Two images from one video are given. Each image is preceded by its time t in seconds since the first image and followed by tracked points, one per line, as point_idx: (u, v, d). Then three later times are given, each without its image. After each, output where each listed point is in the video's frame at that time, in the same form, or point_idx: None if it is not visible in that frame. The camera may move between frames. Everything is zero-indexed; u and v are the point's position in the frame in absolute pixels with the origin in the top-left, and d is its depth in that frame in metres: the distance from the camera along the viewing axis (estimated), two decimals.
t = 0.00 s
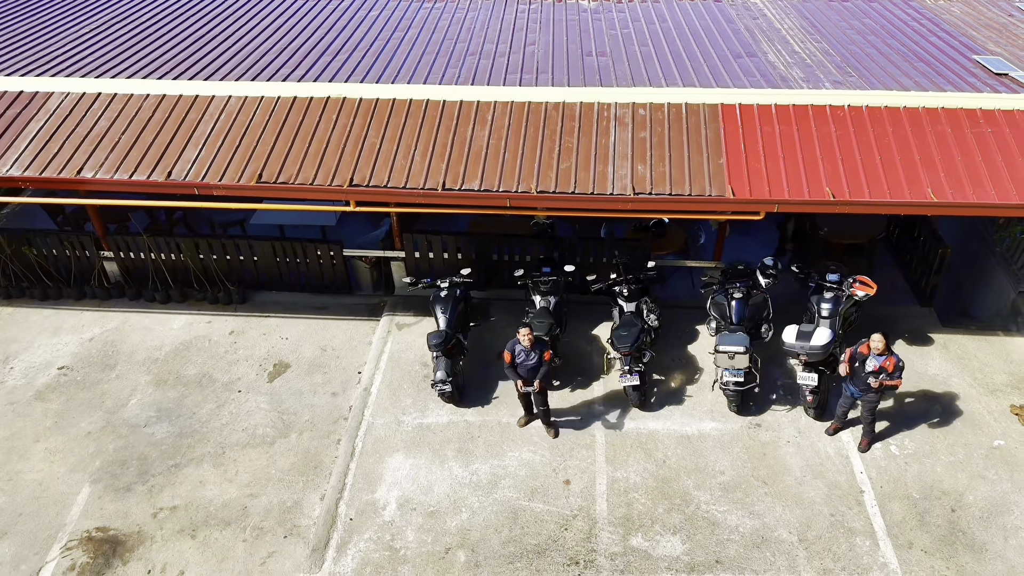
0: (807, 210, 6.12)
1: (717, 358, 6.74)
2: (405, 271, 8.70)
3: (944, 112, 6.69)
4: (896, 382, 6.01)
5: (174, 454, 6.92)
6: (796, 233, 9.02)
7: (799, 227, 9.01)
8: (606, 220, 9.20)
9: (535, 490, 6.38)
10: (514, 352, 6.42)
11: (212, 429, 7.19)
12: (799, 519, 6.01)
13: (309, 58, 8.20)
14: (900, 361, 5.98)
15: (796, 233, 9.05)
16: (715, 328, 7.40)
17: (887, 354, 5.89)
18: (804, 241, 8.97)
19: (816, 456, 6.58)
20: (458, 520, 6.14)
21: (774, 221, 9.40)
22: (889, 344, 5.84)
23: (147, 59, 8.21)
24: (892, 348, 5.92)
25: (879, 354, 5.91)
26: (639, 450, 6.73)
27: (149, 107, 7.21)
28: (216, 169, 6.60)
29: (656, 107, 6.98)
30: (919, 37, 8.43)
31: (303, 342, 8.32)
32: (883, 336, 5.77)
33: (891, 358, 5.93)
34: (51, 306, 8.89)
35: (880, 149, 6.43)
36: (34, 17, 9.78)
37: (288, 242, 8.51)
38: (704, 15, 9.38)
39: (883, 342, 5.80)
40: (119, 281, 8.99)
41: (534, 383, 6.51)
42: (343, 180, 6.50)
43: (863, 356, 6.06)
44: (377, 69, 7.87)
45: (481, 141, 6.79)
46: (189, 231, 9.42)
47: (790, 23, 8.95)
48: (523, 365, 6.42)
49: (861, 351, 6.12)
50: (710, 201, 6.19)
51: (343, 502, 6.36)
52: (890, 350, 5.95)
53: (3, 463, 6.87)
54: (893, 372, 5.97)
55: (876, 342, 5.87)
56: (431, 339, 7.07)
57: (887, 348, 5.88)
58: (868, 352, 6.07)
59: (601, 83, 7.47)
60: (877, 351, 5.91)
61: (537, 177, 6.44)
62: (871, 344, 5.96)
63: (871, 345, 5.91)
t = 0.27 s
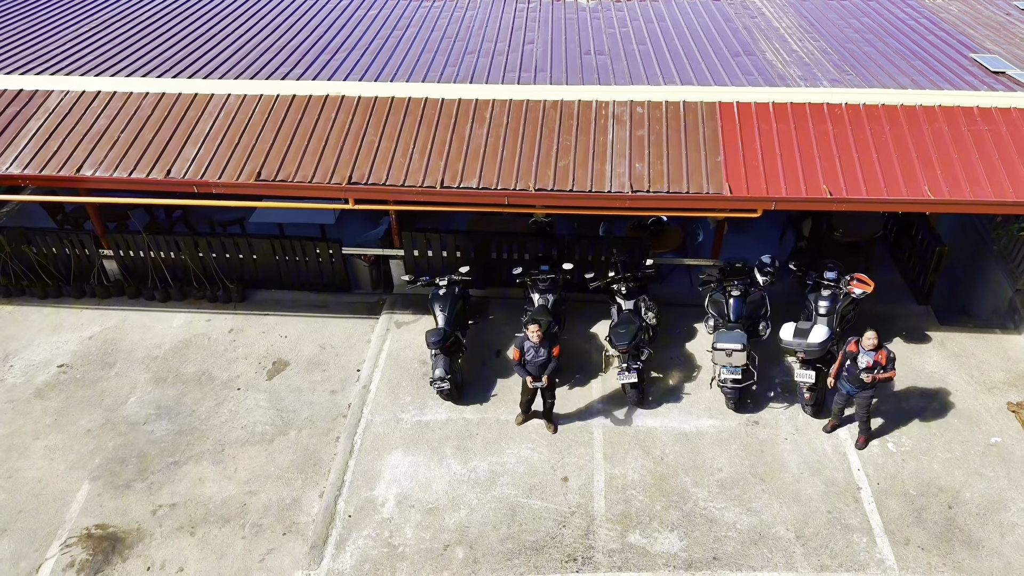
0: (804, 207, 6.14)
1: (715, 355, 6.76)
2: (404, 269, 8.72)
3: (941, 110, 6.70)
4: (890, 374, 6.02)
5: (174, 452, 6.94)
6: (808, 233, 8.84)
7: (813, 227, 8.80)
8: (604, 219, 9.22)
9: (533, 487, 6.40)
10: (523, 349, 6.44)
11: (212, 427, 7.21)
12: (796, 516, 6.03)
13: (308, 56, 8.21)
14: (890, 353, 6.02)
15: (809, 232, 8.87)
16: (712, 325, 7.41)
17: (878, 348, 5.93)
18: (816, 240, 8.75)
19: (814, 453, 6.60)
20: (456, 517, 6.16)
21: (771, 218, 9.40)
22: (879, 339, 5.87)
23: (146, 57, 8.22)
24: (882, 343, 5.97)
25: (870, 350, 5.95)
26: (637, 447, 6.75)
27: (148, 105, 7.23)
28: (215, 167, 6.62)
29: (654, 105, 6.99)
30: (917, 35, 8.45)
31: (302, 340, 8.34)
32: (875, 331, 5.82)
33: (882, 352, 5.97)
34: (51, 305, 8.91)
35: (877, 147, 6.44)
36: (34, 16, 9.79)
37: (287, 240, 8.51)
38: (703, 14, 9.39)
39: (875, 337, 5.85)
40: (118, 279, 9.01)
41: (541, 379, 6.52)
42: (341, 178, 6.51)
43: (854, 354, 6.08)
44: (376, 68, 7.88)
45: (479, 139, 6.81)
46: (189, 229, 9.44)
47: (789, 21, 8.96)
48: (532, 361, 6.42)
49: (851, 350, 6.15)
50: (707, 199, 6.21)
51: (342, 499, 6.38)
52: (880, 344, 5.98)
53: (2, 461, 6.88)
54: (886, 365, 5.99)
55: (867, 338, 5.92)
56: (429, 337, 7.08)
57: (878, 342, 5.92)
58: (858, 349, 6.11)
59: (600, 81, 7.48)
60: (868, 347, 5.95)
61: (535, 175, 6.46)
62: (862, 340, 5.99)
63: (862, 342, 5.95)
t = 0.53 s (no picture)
0: (802, 208, 6.15)
1: (714, 356, 6.76)
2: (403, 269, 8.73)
3: (939, 111, 6.71)
4: (886, 369, 6.08)
5: (173, 452, 6.94)
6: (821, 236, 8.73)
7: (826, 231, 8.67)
8: (603, 219, 9.23)
9: (531, 487, 6.40)
10: (529, 350, 6.46)
11: (211, 427, 7.22)
12: (795, 516, 6.04)
13: (308, 57, 8.22)
14: (883, 349, 6.08)
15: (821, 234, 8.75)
16: (711, 326, 7.42)
17: (873, 347, 5.96)
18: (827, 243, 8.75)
19: (812, 453, 6.60)
20: (455, 517, 6.17)
21: (770, 219, 9.41)
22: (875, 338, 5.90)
23: (145, 58, 8.23)
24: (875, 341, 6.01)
25: (866, 350, 5.97)
26: (635, 447, 6.75)
27: (148, 106, 7.23)
28: (214, 168, 6.62)
29: (652, 106, 7.00)
30: (915, 36, 8.46)
31: (302, 340, 8.34)
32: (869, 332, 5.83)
33: (877, 350, 6.01)
34: (50, 305, 8.91)
35: (875, 148, 6.45)
36: (33, 17, 9.79)
37: (286, 240, 8.52)
38: (702, 15, 9.40)
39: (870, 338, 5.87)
40: (118, 280, 9.01)
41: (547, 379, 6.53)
42: (340, 179, 6.52)
43: (851, 357, 6.09)
44: (375, 68, 7.89)
45: (478, 139, 6.81)
46: (188, 229, 9.45)
47: (787, 22, 8.97)
48: (538, 362, 6.44)
49: (845, 352, 6.16)
50: (706, 199, 6.21)
51: (341, 499, 6.39)
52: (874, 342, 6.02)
53: (2, 461, 6.89)
54: (881, 362, 6.04)
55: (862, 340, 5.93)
56: (429, 337, 7.08)
57: (873, 342, 5.95)
58: (852, 351, 6.12)
59: (598, 82, 7.49)
60: (864, 348, 5.97)
61: (534, 175, 6.47)
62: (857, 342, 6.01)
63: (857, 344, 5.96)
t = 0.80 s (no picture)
0: (805, 205, 6.14)
1: (716, 354, 6.75)
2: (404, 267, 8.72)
3: (941, 109, 6.70)
4: (889, 365, 6.08)
5: (175, 450, 6.94)
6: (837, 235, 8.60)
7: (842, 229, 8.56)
8: (605, 217, 9.22)
9: (534, 485, 6.39)
10: (532, 347, 6.46)
11: (213, 425, 7.21)
12: (797, 514, 6.03)
13: (309, 55, 8.21)
14: (882, 345, 6.09)
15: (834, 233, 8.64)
16: (713, 324, 7.41)
17: (876, 345, 5.95)
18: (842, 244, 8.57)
19: (815, 451, 6.59)
20: (457, 515, 6.16)
21: (772, 217, 9.39)
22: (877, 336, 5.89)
23: (147, 56, 8.22)
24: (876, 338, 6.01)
25: (868, 348, 5.95)
26: (638, 445, 6.75)
27: (149, 104, 7.22)
28: (215, 166, 6.61)
29: (654, 104, 6.99)
30: (917, 34, 8.44)
31: (303, 338, 8.34)
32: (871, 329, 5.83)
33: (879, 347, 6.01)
34: (51, 303, 8.90)
35: (878, 145, 6.44)
36: (34, 15, 9.77)
37: (287, 238, 8.51)
38: (703, 13, 9.38)
39: (871, 335, 5.86)
40: (119, 278, 9.01)
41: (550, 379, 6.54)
42: (342, 176, 6.51)
43: (854, 355, 6.07)
44: (376, 66, 7.88)
45: (480, 137, 6.80)
46: (189, 228, 9.44)
47: (789, 20, 8.95)
48: (540, 360, 6.45)
49: (847, 352, 6.14)
50: (708, 197, 6.21)
51: (343, 497, 6.38)
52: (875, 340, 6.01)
53: (4, 459, 6.88)
54: (884, 359, 6.04)
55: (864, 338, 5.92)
56: (430, 335, 7.08)
57: (875, 339, 5.94)
58: (854, 350, 6.10)
59: (600, 80, 7.48)
60: (866, 345, 5.96)
61: (536, 173, 6.46)
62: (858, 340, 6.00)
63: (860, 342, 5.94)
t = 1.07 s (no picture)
0: (809, 205, 6.14)
1: (719, 353, 6.76)
2: (407, 267, 8.73)
3: (945, 108, 6.70)
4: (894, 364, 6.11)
5: (178, 450, 6.94)
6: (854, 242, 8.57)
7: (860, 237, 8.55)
8: (608, 217, 9.22)
9: (537, 485, 6.39)
10: (536, 348, 6.47)
11: (216, 425, 7.21)
12: (801, 513, 6.03)
13: (312, 55, 8.22)
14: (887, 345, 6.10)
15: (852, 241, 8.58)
16: (716, 324, 7.41)
17: (882, 345, 5.96)
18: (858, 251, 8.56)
19: (819, 451, 6.60)
20: (461, 515, 6.16)
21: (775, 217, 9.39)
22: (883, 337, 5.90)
23: (150, 56, 8.22)
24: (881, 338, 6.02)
25: (874, 348, 5.96)
26: (641, 445, 6.75)
27: (153, 103, 7.23)
28: (219, 165, 6.61)
29: (658, 103, 6.99)
30: (920, 33, 8.44)
31: (306, 338, 8.33)
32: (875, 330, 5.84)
33: (884, 347, 6.02)
34: (54, 303, 8.90)
35: (881, 145, 6.44)
36: (37, 15, 9.78)
37: (291, 238, 8.51)
38: (706, 12, 9.39)
39: (876, 335, 5.88)
40: (122, 278, 9.01)
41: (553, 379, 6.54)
42: (346, 176, 6.51)
43: (859, 357, 6.06)
44: (379, 66, 7.89)
45: (484, 137, 6.80)
46: (192, 228, 9.44)
47: (792, 20, 8.96)
48: (544, 361, 6.44)
49: (852, 353, 6.13)
50: (712, 196, 6.21)
51: (347, 496, 6.38)
52: (881, 340, 6.02)
53: (7, 459, 6.89)
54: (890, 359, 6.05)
55: (868, 338, 5.92)
56: (434, 335, 7.09)
57: (879, 339, 5.96)
58: (859, 351, 6.10)
59: (604, 80, 7.48)
60: (872, 346, 5.96)
61: (540, 172, 6.46)
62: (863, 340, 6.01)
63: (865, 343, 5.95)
